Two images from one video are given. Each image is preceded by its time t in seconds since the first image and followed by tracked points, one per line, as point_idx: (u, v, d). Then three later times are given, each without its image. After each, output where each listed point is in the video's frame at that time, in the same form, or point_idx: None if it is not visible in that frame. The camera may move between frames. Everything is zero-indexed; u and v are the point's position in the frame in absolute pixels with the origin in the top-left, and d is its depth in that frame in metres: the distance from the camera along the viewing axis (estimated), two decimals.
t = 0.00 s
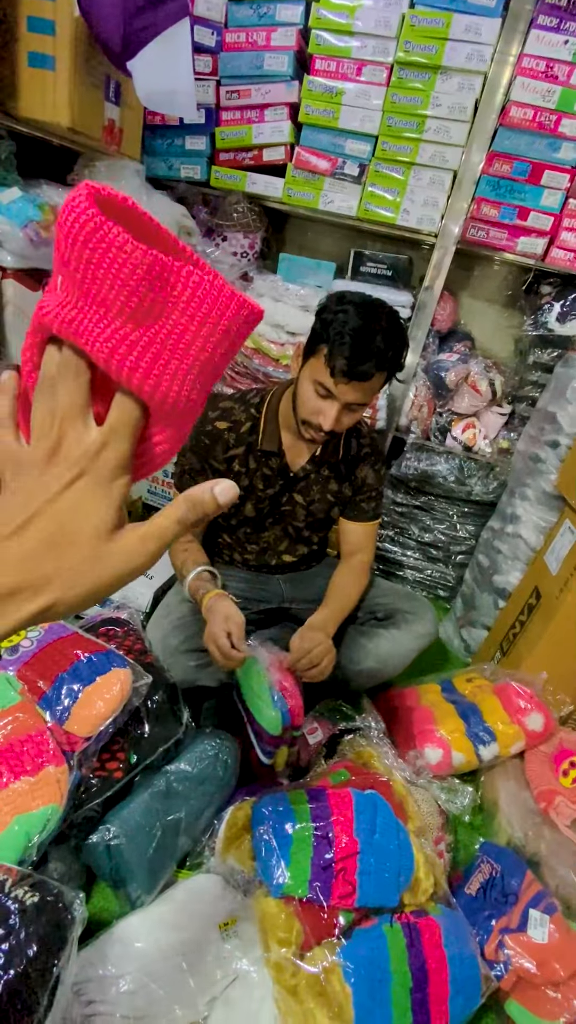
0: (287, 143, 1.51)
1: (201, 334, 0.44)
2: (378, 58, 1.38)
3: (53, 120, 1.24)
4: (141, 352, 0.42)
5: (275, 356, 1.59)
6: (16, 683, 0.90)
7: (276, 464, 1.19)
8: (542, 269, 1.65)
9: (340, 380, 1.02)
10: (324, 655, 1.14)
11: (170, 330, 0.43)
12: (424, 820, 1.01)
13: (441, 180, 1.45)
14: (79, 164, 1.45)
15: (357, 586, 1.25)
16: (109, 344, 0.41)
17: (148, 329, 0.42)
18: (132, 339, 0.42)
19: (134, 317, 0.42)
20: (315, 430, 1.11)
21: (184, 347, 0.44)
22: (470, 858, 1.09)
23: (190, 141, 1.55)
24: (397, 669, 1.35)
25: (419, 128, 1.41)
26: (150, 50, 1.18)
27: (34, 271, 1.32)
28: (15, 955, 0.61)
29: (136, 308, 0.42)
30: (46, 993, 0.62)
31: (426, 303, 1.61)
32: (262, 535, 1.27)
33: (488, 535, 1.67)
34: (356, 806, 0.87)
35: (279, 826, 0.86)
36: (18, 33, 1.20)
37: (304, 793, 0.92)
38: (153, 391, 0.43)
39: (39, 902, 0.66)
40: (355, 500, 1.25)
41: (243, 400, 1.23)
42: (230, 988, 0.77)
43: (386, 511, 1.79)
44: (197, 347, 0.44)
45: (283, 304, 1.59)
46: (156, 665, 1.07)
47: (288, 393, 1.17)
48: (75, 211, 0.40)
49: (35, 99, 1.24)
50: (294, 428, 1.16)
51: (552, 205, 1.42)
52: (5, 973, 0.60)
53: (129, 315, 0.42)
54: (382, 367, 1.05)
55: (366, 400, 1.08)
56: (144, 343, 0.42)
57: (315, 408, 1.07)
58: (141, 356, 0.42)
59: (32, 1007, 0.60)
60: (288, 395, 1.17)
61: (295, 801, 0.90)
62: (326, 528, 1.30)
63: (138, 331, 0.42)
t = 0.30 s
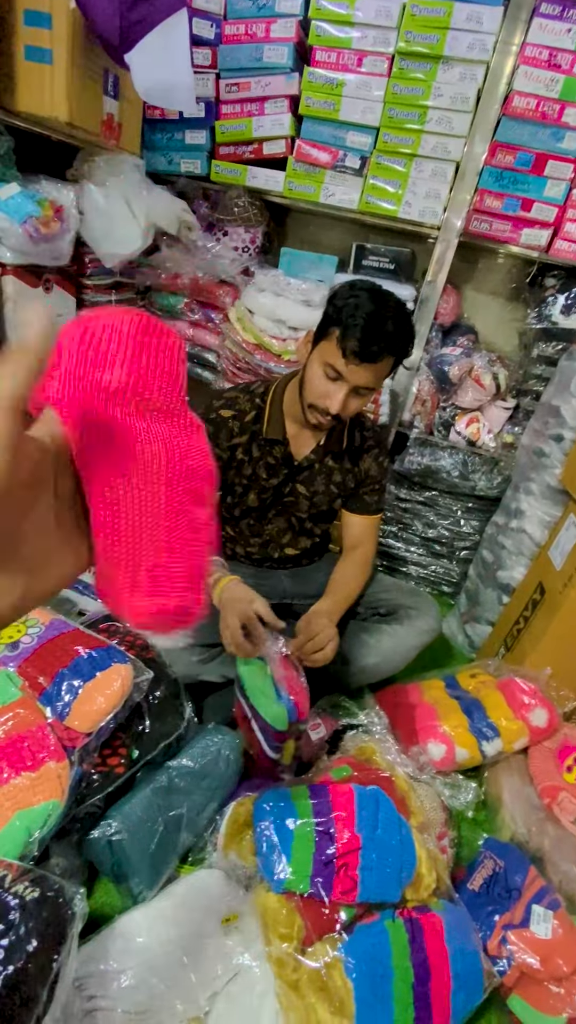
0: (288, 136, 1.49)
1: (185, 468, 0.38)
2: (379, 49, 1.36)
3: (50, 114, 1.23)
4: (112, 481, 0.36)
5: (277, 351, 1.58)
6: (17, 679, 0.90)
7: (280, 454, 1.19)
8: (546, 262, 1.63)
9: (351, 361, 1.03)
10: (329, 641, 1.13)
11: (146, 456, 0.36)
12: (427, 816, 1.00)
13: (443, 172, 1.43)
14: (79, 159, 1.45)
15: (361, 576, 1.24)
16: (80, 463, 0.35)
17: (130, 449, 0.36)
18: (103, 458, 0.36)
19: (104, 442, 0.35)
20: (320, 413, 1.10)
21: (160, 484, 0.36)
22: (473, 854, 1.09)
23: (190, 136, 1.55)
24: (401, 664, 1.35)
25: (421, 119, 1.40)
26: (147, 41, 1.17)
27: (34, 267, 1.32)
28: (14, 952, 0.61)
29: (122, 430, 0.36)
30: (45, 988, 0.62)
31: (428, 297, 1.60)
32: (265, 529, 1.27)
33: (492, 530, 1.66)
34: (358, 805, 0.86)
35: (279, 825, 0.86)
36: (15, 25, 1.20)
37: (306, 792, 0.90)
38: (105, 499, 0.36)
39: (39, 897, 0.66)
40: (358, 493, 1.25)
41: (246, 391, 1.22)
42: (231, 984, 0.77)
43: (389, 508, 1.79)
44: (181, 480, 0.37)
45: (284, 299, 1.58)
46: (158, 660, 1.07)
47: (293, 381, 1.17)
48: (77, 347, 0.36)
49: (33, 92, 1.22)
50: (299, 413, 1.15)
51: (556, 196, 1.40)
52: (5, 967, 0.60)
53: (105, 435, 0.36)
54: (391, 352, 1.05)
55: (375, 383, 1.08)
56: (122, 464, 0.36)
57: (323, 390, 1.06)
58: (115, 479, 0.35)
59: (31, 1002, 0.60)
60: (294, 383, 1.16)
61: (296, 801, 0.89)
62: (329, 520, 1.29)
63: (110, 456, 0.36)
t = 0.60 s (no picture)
0: (285, 130, 1.48)
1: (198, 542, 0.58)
2: (377, 40, 1.34)
3: (45, 110, 1.22)
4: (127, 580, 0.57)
5: (276, 346, 1.57)
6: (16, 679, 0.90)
7: (282, 447, 1.19)
8: (547, 255, 1.61)
9: (371, 350, 1.02)
10: (335, 647, 1.08)
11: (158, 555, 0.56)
12: (427, 814, 1.00)
13: (443, 165, 1.42)
14: (76, 154, 1.43)
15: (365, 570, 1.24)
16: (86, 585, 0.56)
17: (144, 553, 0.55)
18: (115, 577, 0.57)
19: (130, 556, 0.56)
20: (328, 403, 1.09)
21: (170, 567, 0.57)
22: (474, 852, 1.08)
23: (187, 130, 1.54)
24: (402, 662, 1.34)
25: (420, 111, 1.38)
26: (142, 33, 1.16)
27: (30, 263, 1.31)
28: (10, 952, 0.62)
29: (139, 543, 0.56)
30: (42, 989, 0.62)
31: (429, 290, 1.58)
32: (265, 524, 1.26)
33: (494, 526, 1.65)
34: (357, 802, 0.86)
35: (280, 827, 0.85)
36: (8, 19, 1.18)
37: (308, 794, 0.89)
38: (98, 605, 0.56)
39: (37, 897, 0.66)
40: (359, 486, 1.24)
41: (249, 384, 1.22)
42: (231, 982, 0.77)
43: (390, 505, 1.77)
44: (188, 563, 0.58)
45: (283, 294, 1.56)
46: (157, 659, 1.07)
47: (297, 375, 1.17)
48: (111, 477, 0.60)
49: (28, 88, 1.22)
50: (304, 405, 1.15)
51: (557, 188, 1.38)
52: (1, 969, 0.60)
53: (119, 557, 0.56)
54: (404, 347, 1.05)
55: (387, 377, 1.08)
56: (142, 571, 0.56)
57: (334, 378, 1.05)
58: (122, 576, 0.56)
59: (27, 1002, 0.60)
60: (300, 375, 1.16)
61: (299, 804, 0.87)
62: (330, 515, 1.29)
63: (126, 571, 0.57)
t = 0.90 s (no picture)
0: (283, 121, 1.47)
1: (240, 639, 0.50)
2: (375, 29, 1.34)
3: (41, 101, 1.22)
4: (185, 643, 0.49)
5: (275, 340, 1.57)
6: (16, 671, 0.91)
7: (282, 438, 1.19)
8: (547, 246, 1.61)
9: (365, 340, 1.03)
10: (327, 616, 1.07)
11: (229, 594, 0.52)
12: (427, 804, 1.00)
13: (441, 155, 1.41)
14: (73, 148, 1.43)
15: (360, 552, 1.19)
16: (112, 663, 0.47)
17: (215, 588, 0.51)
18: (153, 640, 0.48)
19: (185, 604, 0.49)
20: (329, 396, 1.10)
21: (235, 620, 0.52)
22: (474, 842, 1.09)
23: (184, 122, 1.53)
24: (402, 654, 1.34)
25: (418, 100, 1.37)
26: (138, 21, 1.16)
27: (27, 258, 1.31)
28: (12, 938, 0.62)
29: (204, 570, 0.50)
30: (43, 974, 0.62)
31: (428, 283, 1.58)
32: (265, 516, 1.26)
33: (494, 519, 1.65)
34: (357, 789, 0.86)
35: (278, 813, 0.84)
36: (3, 12, 1.18)
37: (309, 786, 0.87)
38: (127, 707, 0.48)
39: (37, 884, 0.67)
40: (358, 476, 1.24)
41: (249, 376, 1.23)
42: (232, 971, 0.78)
43: (390, 499, 1.78)
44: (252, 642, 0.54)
45: (282, 287, 1.56)
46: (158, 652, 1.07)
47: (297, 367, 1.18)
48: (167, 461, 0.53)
49: (24, 80, 1.21)
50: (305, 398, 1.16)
51: (557, 177, 1.37)
52: (3, 954, 0.61)
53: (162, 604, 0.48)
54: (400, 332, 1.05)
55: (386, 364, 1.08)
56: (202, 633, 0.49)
57: (333, 370, 1.06)
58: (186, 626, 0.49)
59: (29, 988, 0.61)
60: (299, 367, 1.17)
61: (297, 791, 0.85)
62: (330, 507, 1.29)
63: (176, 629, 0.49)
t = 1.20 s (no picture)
0: (285, 114, 1.46)
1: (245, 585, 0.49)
2: (377, 20, 1.33)
3: (42, 96, 1.21)
4: (189, 621, 0.48)
5: (278, 334, 1.57)
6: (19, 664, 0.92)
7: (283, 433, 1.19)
8: (552, 237, 1.59)
9: (352, 334, 1.03)
10: (368, 579, 1.12)
11: (231, 559, 0.49)
12: (429, 795, 1.01)
13: (444, 146, 1.40)
14: (74, 143, 1.43)
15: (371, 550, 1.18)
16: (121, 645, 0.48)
17: (216, 551, 0.48)
18: (155, 617, 0.48)
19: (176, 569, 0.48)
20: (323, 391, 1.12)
21: (251, 596, 0.50)
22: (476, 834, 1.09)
23: (186, 117, 1.53)
24: (405, 649, 1.34)
25: (420, 91, 1.36)
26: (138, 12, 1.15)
27: (30, 254, 1.31)
28: (16, 924, 0.63)
29: (194, 518, 0.48)
30: (47, 959, 0.63)
31: (432, 277, 1.58)
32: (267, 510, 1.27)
33: (498, 514, 1.65)
34: (360, 780, 0.86)
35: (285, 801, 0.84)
36: (4, 9, 1.19)
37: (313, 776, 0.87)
38: (156, 692, 0.51)
39: (42, 872, 0.68)
40: (362, 468, 1.27)
41: (246, 373, 1.24)
42: (234, 958, 0.76)
43: (394, 493, 1.78)
44: (275, 621, 0.53)
45: (285, 281, 1.55)
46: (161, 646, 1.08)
47: (290, 364, 1.20)
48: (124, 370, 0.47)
49: (24, 74, 1.21)
50: (300, 393, 1.18)
51: (561, 168, 1.36)
52: (7, 940, 0.62)
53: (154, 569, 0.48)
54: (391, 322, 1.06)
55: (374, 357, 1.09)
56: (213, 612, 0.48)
57: (323, 368, 1.08)
58: (188, 600, 0.48)
59: (33, 973, 0.62)
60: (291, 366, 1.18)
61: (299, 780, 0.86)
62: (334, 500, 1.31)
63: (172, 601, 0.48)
